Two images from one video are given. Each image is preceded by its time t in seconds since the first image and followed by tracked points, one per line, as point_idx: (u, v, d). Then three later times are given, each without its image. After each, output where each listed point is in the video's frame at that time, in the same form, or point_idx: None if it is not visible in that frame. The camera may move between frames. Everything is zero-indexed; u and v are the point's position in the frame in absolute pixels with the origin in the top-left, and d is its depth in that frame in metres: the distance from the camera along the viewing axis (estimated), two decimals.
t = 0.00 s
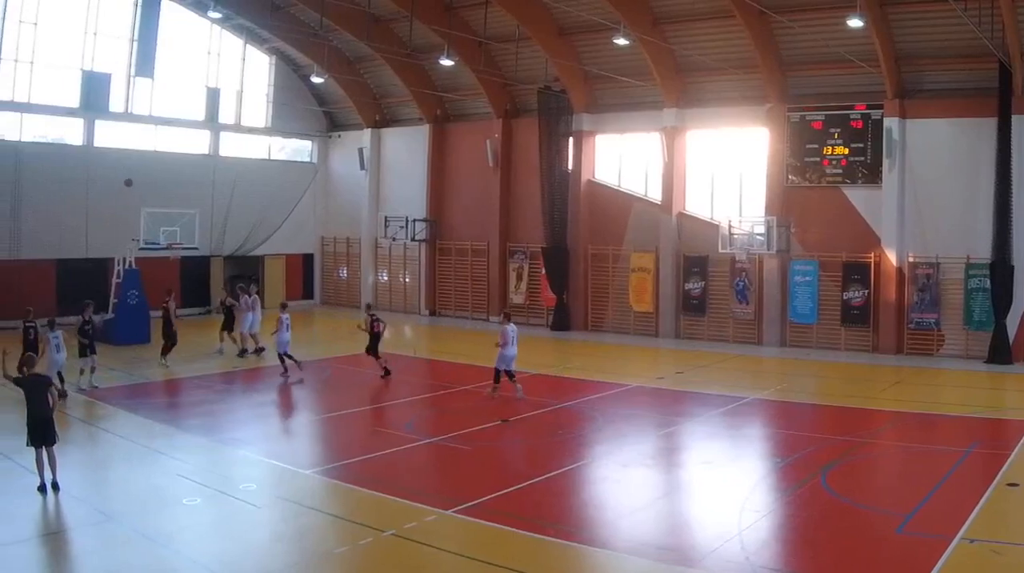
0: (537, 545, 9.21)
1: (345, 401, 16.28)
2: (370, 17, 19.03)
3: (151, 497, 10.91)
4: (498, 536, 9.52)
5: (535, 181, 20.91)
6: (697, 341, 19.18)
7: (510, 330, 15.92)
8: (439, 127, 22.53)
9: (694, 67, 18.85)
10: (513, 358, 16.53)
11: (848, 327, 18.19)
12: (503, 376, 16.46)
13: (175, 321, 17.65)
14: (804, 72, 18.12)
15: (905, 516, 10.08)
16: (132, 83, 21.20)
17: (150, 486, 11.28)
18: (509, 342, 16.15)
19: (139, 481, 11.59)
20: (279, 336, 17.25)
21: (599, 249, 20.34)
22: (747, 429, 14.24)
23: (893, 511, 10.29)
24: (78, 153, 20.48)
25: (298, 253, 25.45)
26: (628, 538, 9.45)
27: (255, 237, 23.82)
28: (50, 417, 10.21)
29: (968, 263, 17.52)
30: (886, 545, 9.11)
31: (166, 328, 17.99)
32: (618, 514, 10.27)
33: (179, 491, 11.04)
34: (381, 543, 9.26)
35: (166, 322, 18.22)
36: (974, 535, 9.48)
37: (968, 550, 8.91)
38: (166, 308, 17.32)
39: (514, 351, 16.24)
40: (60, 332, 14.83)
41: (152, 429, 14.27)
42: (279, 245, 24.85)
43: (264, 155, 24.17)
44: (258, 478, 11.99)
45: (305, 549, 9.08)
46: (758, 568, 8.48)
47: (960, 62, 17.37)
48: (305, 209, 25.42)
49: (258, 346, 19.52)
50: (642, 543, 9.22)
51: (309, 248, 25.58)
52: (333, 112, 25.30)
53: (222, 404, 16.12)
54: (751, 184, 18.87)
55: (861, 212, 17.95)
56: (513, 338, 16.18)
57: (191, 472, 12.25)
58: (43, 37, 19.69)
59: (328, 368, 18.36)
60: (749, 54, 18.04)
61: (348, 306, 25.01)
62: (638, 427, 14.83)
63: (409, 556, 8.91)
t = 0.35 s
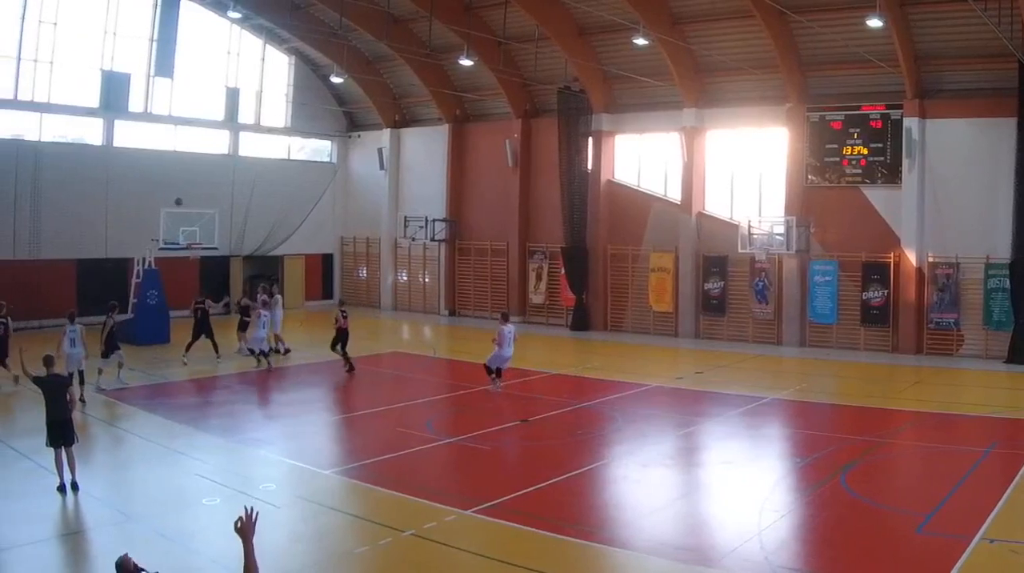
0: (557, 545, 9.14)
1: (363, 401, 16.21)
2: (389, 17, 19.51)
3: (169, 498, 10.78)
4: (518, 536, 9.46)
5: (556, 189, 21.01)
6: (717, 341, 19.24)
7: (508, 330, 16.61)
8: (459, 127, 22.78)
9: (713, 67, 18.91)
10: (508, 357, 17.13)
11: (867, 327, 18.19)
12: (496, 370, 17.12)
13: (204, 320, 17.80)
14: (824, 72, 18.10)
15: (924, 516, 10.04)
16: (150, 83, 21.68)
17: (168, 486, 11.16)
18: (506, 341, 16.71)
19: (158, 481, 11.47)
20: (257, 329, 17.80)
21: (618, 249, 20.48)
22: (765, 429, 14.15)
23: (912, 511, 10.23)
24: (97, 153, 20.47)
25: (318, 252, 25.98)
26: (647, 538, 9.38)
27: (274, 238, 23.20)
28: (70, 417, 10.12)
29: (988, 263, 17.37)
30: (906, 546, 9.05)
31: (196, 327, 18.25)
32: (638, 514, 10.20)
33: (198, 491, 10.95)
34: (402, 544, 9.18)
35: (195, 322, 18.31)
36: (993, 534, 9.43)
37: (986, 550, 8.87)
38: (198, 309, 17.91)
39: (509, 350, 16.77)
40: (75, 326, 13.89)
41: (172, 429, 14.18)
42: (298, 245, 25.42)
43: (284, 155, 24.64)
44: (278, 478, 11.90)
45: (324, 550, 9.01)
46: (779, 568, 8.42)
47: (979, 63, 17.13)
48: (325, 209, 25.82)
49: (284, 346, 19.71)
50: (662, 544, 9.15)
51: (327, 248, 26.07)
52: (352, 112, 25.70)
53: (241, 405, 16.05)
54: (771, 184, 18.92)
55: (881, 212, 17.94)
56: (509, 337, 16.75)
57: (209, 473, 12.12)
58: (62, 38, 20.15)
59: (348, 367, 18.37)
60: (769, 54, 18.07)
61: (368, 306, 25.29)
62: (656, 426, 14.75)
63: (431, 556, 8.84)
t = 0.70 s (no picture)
0: (575, 545, 8.87)
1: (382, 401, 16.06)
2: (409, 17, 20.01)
3: (190, 498, 10.38)
4: (535, 536, 9.15)
5: (575, 180, 21.25)
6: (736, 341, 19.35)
7: (516, 326, 16.11)
8: (479, 127, 23.20)
9: (732, 68, 18.97)
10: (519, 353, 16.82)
11: (886, 327, 18.16)
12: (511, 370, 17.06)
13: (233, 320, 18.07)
14: (843, 72, 18.08)
15: (944, 516, 9.78)
16: (171, 83, 21.96)
17: (187, 486, 10.82)
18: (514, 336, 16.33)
19: (177, 481, 11.06)
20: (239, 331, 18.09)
21: (637, 249, 20.66)
22: (786, 430, 13.82)
23: (931, 511, 9.95)
24: (118, 153, 21.10)
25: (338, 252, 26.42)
26: (664, 538, 9.09)
27: (294, 238, 24.27)
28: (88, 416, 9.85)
29: (1007, 263, 17.18)
30: (926, 545, 8.78)
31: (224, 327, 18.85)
32: (657, 513, 9.93)
33: (218, 491, 10.63)
34: (418, 544, 8.90)
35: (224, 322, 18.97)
36: (1013, 534, 9.14)
37: (1005, 550, 8.61)
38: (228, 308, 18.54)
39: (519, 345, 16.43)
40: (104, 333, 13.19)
41: (192, 430, 13.91)
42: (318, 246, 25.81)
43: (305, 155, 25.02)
44: (296, 478, 11.49)
45: (342, 550, 8.75)
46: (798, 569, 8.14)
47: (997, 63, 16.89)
48: (344, 210, 26.26)
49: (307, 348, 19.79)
50: (680, 543, 8.88)
51: (347, 249, 26.51)
52: (373, 112, 26.09)
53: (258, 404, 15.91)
54: (790, 184, 18.98)
55: (900, 212, 17.90)
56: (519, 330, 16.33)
57: (230, 472, 11.68)
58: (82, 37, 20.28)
59: (367, 367, 18.33)
60: (790, 54, 18.08)
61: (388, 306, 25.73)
62: (677, 425, 14.54)
63: (447, 556, 8.54)
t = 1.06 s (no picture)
0: (594, 545, 8.63)
1: (402, 401, 15.97)
2: (428, 17, 20.12)
3: (210, 497, 10.14)
4: (556, 535, 8.90)
5: (594, 178, 21.49)
6: (756, 341, 19.41)
7: (532, 323, 15.83)
8: (498, 127, 23.32)
9: (751, 68, 18.99)
10: (535, 351, 16.46)
11: (906, 327, 18.15)
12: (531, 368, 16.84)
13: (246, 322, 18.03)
14: (862, 72, 18.07)
15: (965, 516, 9.54)
16: (189, 83, 22.09)
17: (207, 486, 10.55)
18: (531, 334, 16.07)
19: (197, 481, 10.82)
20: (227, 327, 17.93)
21: (656, 249, 20.74)
22: (805, 429, 13.56)
23: (950, 511, 9.72)
24: (136, 154, 21.21)
25: (358, 252, 26.53)
26: (684, 538, 8.83)
27: (313, 239, 23.88)
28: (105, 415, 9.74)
29: None
30: (948, 546, 8.56)
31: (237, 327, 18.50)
32: (677, 512, 9.68)
33: (237, 491, 10.39)
34: (439, 544, 8.65)
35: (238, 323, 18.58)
36: None
37: None
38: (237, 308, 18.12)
39: (536, 344, 16.17)
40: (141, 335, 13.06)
41: (212, 429, 13.71)
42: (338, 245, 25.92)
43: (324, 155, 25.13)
44: (316, 478, 11.18)
45: (361, 550, 8.52)
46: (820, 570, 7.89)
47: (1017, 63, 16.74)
48: (363, 210, 26.37)
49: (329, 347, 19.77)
50: (700, 543, 8.65)
51: (367, 248, 26.62)
52: (392, 112, 26.18)
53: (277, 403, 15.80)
54: (809, 184, 19.03)
55: (920, 213, 17.91)
56: (537, 328, 16.09)
57: (249, 472, 11.40)
58: (101, 38, 20.49)
59: (387, 367, 18.30)
60: (809, 54, 18.08)
61: (408, 306, 25.83)
62: (697, 424, 14.39)
63: (467, 557, 8.29)
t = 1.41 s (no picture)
0: (608, 544, 8.17)
1: (420, 401, 15.82)
2: (447, 18, 20.25)
3: (229, 497, 9.65)
4: (575, 535, 8.40)
5: (613, 178, 21.54)
6: (775, 341, 19.44)
7: (551, 323, 16.01)
8: (516, 127, 23.39)
9: (769, 68, 18.99)
10: (555, 349, 16.34)
11: (924, 327, 18.11)
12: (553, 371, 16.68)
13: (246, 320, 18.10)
14: (880, 71, 18.03)
15: (981, 516, 9.08)
16: (207, 83, 22.15)
17: (223, 488, 10.02)
18: (551, 334, 16.04)
19: (213, 480, 10.29)
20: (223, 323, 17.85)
21: (674, 249, 20.79)
22: (824, 430, 13.12)
23: (961, 510, 9.25)
24: (154, 154, 21.31)
25: (375, 252, 26.57)
26: (700, 537, 8.36)
27: (331, 238, 24.44)
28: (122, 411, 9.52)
29: None
30: (968, 546, 8.10)
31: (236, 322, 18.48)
32: (694, 511, 9.22)
33: (254, 492, 9.85)
34: (455, 544, 8.18)
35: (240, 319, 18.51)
36: None
37: None
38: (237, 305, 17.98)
39: (557, 343, 16.16)
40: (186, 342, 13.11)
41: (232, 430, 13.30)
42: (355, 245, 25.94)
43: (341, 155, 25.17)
44: (338, 479, 10.56)
45: (378, 549, 8.07)
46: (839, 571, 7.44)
47: None
48: (381, 210, 26.42)
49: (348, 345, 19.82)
50: (718, 543, 8.19)
51: (385, 248, 26.67)
52: (410, 112, 26.22)
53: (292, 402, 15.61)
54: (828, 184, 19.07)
55: (938, 213, 17.89)
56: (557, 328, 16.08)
57: (268, 472, 10.78)
58: (118, 38, 20.61)
59: (406, 367, 18.28)
60: (827, 53, 18.06)
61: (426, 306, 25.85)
62: (713, 423, 14.16)
63: (481, 557, 7.81)
